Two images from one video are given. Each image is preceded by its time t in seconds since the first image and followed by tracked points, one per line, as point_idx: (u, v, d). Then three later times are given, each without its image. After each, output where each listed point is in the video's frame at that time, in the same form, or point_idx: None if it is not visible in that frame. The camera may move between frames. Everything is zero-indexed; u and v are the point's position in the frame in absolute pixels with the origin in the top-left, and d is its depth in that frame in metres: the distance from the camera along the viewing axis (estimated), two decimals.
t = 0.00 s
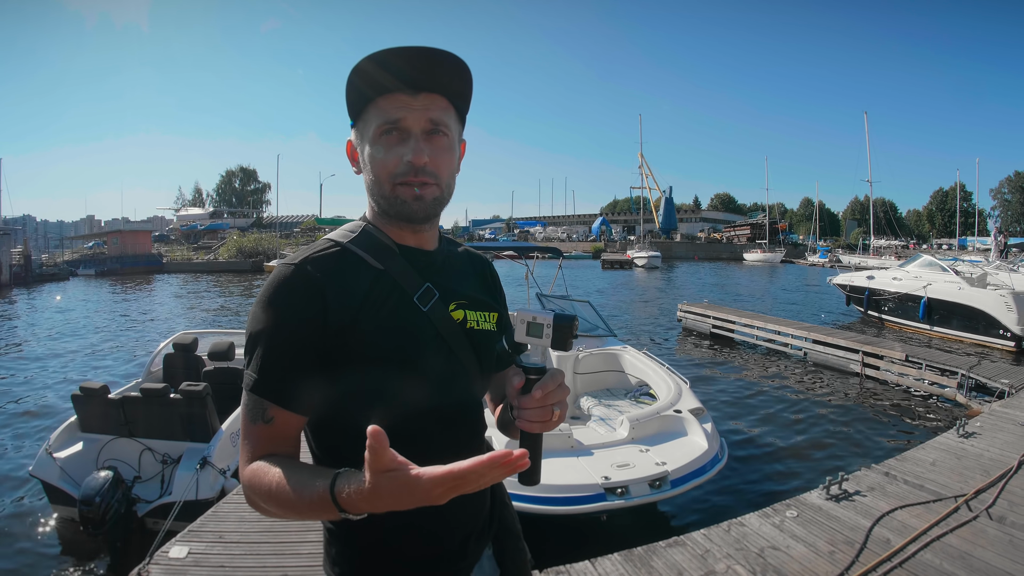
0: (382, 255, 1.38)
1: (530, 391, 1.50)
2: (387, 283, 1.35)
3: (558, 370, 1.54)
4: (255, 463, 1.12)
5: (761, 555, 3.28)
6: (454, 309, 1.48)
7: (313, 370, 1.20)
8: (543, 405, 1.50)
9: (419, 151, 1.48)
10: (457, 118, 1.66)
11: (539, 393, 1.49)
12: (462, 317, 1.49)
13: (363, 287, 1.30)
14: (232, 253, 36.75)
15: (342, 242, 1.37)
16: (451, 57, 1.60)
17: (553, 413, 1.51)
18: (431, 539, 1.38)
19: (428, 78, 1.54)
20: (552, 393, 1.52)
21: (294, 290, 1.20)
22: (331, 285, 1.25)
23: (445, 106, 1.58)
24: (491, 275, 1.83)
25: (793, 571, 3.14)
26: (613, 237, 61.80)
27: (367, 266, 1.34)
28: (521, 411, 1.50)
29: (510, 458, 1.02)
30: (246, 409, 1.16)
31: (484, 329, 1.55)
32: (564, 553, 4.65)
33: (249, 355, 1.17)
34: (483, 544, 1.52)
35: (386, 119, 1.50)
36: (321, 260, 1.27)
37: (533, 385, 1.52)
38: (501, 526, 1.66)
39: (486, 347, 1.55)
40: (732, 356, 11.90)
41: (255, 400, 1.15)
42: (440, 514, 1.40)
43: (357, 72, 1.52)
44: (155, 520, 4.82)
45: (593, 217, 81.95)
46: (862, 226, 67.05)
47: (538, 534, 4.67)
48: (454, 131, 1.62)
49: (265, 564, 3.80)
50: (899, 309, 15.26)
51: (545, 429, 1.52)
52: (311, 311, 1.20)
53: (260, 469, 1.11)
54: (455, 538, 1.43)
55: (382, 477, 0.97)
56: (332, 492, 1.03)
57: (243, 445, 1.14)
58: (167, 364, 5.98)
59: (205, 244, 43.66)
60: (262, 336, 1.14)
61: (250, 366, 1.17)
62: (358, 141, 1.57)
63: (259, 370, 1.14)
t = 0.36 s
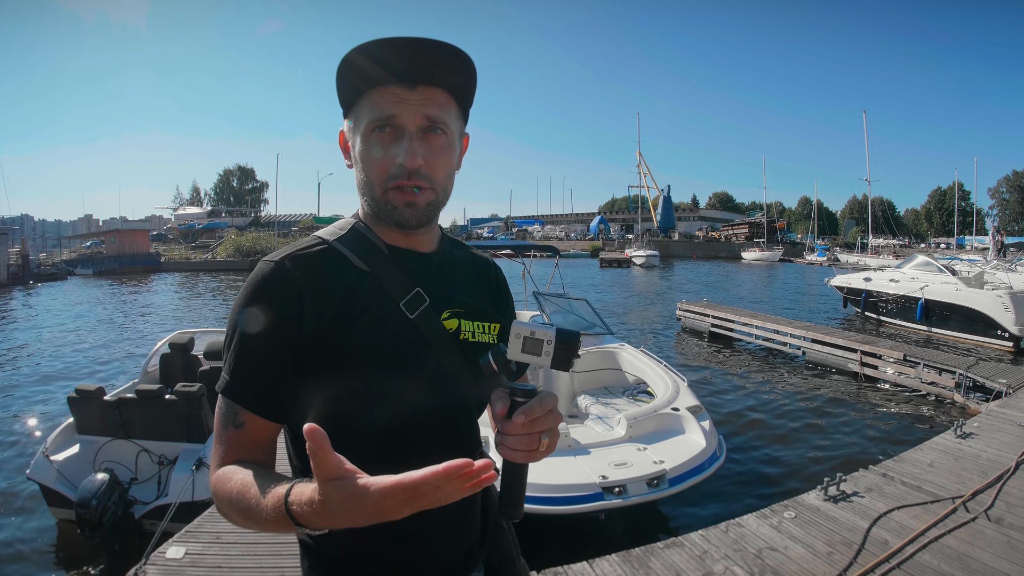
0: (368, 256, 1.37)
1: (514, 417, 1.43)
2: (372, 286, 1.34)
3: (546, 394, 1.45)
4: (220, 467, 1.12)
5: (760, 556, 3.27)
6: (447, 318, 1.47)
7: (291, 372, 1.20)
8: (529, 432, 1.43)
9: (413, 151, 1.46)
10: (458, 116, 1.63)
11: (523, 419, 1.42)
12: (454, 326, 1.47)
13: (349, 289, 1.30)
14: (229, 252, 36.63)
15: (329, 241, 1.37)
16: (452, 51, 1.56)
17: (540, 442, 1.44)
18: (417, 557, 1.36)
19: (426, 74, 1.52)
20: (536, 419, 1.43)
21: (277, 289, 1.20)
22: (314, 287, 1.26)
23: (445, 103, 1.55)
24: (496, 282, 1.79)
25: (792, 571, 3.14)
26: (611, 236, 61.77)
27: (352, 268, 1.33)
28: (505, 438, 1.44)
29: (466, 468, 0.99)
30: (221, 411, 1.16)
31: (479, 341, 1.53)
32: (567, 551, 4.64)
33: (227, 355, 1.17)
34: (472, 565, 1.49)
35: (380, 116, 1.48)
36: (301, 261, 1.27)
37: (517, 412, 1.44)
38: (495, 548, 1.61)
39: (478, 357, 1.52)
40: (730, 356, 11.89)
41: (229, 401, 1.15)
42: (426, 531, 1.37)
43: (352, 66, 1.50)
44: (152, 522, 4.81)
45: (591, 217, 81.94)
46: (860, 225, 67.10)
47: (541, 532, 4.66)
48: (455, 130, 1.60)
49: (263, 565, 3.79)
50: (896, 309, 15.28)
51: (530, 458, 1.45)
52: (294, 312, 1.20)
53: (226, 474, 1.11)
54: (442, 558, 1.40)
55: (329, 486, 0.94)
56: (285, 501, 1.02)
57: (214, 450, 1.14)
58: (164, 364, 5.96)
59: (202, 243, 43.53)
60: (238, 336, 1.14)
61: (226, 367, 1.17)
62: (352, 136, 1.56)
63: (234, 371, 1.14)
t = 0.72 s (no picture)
0: (362, 258, 1.35)
1: (526, 427, 1.45)
2: (369, 287, 1.32)
3: (551, 405, 1.48)
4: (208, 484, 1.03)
5: (758, 558, 3.26)
6: (440, 319, 1.46)
7: (287, 375, 1.17)
8: (540, 440, 1.46)
9: (415, 142, 1.45)
10: (456, 118, 1.65)
11: (535, 428, 1.44)
12: (448, 328, 1.46)
13: (344, 288, 1.29)
14: (228, 252, 36.56)
15: (320, 242, 1.35)
16: (456, 51, 1.58)
17: (549, 448, 1.47)
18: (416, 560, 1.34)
19: (430, 71, 1.52)
20: (546, 428, 1.47)
21: (274, 289, 1.17)
22: (312, 286, 1.24)
23: (446, 103, 1.56)
24: (485, 288, 1.80)
25: (790, 574, 3.13)
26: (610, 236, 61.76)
27: (347, 269, 1.31)
28: (516, 447, 1.47)
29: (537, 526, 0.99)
30: (202, 420, 1.09)
31: (471, 341, 1.52)
32: (566, 553, 4.61)
33: (213, 357, 1.11)
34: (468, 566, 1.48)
35: (383, 108, 1.47)
36: (295, 261, 1.25)
37: (529, 421, 1.47)
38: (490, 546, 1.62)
39: (472, 359, 1.51)
40: (729, 356, 11.89)
41: (217, 407, 1.08)
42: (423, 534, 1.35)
43: (354, 62, 1.50)
44: (146, 526, 4.79)
45: (590, 217, 81.96)
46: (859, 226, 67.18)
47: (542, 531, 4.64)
48: (453, 130, 1.61)
49: (260, 567, 3.77)
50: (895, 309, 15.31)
51: (539, 464, 1.49)
52: (291, 310, 1.17)
53: (217, 491, 1.02)
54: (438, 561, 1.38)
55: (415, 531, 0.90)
56: (326, 529, 0.96)
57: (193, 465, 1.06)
58: (162, 364, 5.95)
59: (201, 243, 43.48)
60: (232, 336, 1.10)
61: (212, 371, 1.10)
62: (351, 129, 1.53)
63: (225, 373, 1.09)
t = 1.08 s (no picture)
0: (366, 257, 1.34)
1: (530, 409, 1.56)
2: (375, 286, 1.31)
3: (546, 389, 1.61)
4: (240, 466, 1.02)
5: (755, 560, 3.24)
6: (437, 314, 1.44)
7: (299, 373, 1.16)
8: (538, 418, 1.58)
9: (415, 147, 1.43)
10: (455, 123, 1.63)
11: (538, 410, 1.56)
12: (445, 322, 1.45)
13: (352, 288, 1.27)
14: (227, 253, 36.56)
15: (326, 242, 1.32)
16: (451, 60, 1.57)
17: (544, 424, 1.60)
18: (414, 537, 1.33)
19: (429, 78, 1.51)
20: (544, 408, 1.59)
21: (286, 290, 1.15)
22: (322, 286, 1.22)
23: (444, 109, 1.55)
24: (471, 290, 1.81)
25: None
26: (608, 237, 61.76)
27: (354, 268, 1.30)
28: (518, 427, 1.58)
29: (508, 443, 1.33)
30: (223, 407, 1.06)
31: (464, 335, 1.51)
32: (566, 554, 4.64)
33: (228, 353, 1.10)
34: (463, 544, 1.48)
35: (383, 113, 1.45)
36: (308, 259, 1.23)
37: (531, 403, 1.57)
38: (478, 525, 1.63)
39: (466, 353, 1.50)
40: (728, 356, 11.88)
41: (237, 397, 1.06)
42: (421, 513, 1.34)
43: (358, 71, 1.49)
44: (139, 528, 4.76)
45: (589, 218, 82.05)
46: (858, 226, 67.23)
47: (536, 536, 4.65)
48: (451, 136, 1.59)
49: (254, 569, 3.74)
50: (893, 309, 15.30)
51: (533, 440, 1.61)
52: (301, 309, 1.15)
53: (247, 472, 1.02)
54: (434, 540, 1.37)
55: (454, 433, 1.17)
56: (384, 467, 1.10)
57: (218, 449, 1.04)
58: (160, 366, 5.90)
59: (199, 243, 43.46)
60: (247, 335, 1.07)
61: (230, 363, 1.08)
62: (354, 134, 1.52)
63: (241, 369, 1.07)
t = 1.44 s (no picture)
0: (375, 258, 1.33)
1: (517, 402, 1.56)
2: (383, 285, 1.31)
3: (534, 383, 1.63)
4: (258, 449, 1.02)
5: (752, 560, 3.22)
6: (438, 312, 1.45)
7: (312, 371, 1.16)
8: (523, 412, 1.58)
9: (419, 155, 1.43)
10: (455, 131, 1.62)
11: (524, 403, 1.57)
12: (445, 319, 1.46)
13: (362, 287, 1.27)
14: (225, 253, 36.55)
15: (336, 242, 1.31)
16: (452, 71, 1.56)
17: (531, 415, 1.59)
18: (414, 514, 1.32)
19: (432, 90, 1.50)
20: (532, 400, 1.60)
21: (300, 288, 1.14)
22: (336, 285, 1.21)
23: (446, 119, 1.54)
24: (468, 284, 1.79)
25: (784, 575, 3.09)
26: (607, 237, 61.75)
27: (363, 267, 1.30)
28: (503, 418, 1.57)
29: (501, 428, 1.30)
30: (242, 396, 1.05)
31: (462, 331, 1.52)
32: (563, 553, 4.60)
33: (244, 345, 1.09)
34: (459, 524, 1.47)
35: (388, 123, 1.44)
36: (320, 258, 1.22)
37: (518, 397, 1.58)
38: (471, 508, 1.63)
39: (464, 349, 1.51)
40: (726, 356, 11.87)
41: (255, 387, 1.06)
42: (420, 492, 1.33)
43: (364, 80, 1.47)
44: (135, 527, 4.71)
45: (587, 218, 82.04)
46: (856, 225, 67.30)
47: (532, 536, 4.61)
48: (452, 143, 1.58)
49: (250, 569, 3.72)
50: (892, 308, 15.30)
51: (514, 432, 1.61)
52: (316, 307, 1.15)
53: (265, 455, 1.02)
54: (433, 522, 1.36)
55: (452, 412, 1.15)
56: (392, 446, 1.09)
57: (236, 432, 1.03)
58: (158, 367, 5.86)
59: (198, 244, 43.42)
60: (268, 329, 1.08)
61: (248, 354, 1.07)
62: (359, 141, 1.50)
63: (259, 359, 1.06)
